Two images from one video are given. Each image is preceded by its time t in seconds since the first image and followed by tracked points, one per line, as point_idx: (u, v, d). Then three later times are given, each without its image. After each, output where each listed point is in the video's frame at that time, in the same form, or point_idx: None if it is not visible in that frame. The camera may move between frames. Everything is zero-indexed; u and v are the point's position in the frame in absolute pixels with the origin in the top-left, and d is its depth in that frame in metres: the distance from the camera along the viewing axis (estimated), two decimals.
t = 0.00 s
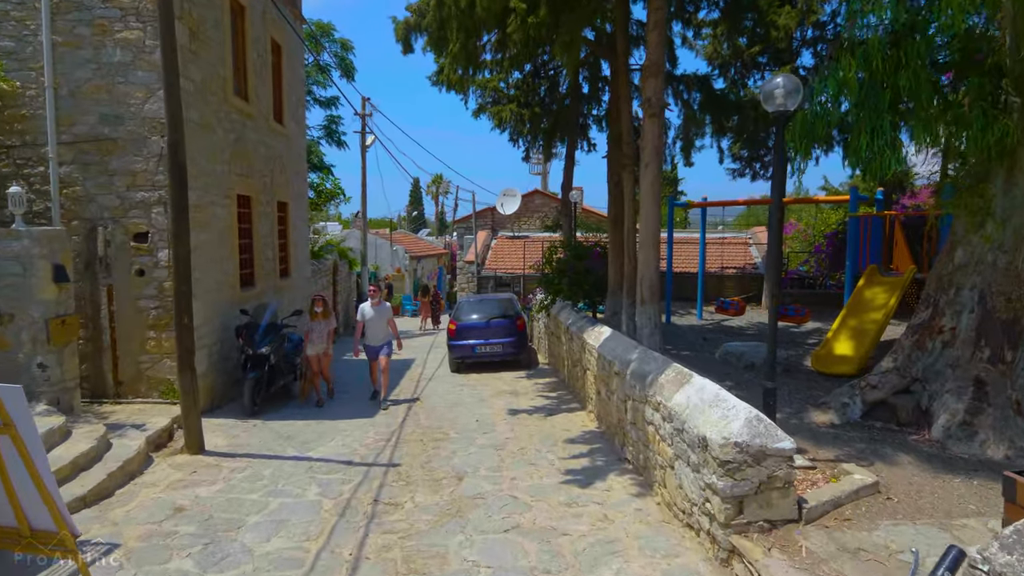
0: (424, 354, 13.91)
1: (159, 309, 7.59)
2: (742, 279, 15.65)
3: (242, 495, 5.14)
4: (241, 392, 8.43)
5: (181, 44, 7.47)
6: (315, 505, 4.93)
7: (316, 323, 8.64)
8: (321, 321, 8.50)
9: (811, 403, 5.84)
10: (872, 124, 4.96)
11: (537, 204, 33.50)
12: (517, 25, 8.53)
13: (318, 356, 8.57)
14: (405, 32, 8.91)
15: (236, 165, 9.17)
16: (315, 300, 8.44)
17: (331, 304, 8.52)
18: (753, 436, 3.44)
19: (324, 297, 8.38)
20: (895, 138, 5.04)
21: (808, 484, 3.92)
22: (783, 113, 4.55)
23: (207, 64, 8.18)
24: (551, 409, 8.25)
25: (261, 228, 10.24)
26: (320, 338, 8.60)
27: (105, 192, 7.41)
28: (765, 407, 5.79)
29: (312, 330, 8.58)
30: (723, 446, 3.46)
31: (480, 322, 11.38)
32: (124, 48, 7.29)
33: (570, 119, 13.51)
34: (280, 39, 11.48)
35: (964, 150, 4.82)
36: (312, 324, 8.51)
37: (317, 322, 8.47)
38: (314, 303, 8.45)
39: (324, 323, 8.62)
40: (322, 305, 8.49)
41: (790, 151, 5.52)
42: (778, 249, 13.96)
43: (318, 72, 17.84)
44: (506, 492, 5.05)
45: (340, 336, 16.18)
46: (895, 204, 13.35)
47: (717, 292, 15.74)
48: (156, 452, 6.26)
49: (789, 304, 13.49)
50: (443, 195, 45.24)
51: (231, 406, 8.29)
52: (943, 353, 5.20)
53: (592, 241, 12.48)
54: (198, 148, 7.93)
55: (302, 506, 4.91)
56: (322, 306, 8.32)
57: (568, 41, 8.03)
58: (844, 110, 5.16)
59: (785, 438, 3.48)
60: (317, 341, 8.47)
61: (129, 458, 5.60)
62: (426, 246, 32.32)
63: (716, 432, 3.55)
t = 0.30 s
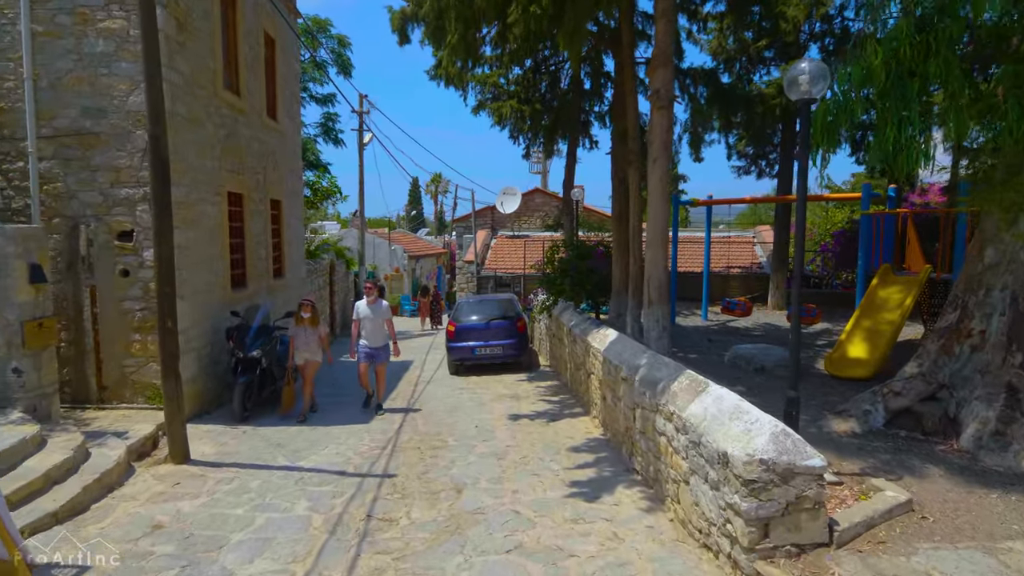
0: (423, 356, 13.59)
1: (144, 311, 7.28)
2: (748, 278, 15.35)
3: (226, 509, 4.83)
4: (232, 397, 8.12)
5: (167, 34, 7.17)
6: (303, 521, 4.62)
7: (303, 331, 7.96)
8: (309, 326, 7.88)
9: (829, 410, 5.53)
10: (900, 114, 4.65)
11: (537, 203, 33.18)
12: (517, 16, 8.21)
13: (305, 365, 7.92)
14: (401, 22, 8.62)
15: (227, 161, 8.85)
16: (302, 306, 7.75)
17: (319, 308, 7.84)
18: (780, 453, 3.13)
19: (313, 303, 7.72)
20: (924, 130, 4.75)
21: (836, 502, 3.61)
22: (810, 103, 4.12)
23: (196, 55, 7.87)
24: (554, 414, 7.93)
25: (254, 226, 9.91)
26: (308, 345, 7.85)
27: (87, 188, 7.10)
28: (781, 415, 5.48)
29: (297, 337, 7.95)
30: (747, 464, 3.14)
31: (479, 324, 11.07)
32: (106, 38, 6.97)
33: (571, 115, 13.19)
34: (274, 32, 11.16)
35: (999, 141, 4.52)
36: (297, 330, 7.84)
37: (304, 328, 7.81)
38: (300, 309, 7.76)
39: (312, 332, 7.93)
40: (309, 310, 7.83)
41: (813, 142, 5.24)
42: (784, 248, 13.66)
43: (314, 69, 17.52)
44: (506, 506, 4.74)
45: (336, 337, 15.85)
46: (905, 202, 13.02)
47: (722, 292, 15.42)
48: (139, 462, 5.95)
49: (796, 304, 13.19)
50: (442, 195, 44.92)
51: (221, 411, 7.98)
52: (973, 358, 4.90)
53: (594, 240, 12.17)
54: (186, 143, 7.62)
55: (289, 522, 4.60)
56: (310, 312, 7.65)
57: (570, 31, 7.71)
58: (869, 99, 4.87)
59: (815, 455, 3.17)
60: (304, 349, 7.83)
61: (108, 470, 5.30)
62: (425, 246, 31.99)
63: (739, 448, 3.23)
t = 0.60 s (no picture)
0: (423, 358, 13.26)
1: (128, 313, 6.95)
2: (754, 279, 15.02)
3: (207, 525, 4.50)
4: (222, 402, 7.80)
5: (150, 22, 6.86)
6: (289, 539, 4.29)
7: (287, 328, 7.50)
8: (294, 325, 7.42)
9: (852, 418, 5.20)
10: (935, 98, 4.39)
11: (539, 202, 32.84)
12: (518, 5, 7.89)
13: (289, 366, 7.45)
14: (397, 12, 8.32)
15: (216, 156, 8.53)
16: (287, 302, 7.29)
17: (306, 307, 7.36)
18: (814, 471, 2.79)
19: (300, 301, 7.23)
20: (958, 117, 4.48)
21: (872, 524, 3.30)
22: (840, 83, 3.81)
23: (182, 45, 7.56)
24: (557, 420, 7.60)
25: (246, 224, 9.58)
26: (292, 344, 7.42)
27: (69, 183, 6.78)
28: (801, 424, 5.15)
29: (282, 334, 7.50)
30: (777, 484, 2.80)
31: (479, 325, 10.75)
32: (88, 26, 6.66)
33: (574, 111, 12.87)
34: (267, 25, 10.84)
35: None
36: (280, 328, 7.36)
37: (288, 326, 7.33)
38: (285, 305, 7.31)
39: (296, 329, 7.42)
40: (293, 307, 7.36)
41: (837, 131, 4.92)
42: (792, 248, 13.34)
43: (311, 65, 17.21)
44: (509, 522, 4.42)
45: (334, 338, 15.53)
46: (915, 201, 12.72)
47: (727, 293, 15.11)
48: (119, 472, 5.62)
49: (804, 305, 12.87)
50: (442, 195, 44.60)
51: (211, 417, 7.66)
52: (1009, 363, 4.60)
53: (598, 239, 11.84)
54: (174, 137, 7.30)
55: (275, 540, 4.28)
56: (295, 309, 7.16)
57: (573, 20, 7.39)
58: (897, 83, 4.63)
59: (854, 475, 2.84)
60: (288, 348, 7.37)
61: (84, 482, 4.97)
62: (425, 246, 31.69)
63: (767, 466, 2.89)
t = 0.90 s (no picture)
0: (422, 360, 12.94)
1: (113, 315, 6.64)
2: (761, 278, 14.70)
3: (188, 545, 4.19)
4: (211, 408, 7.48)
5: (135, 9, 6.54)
6: (275, 560, 3.98)
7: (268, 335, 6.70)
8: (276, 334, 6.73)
9: (878, 427, 4.88)
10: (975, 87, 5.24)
11: (540, 200, 32.51)
12: None
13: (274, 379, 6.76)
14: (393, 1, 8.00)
15: (207, 152, 8.21)
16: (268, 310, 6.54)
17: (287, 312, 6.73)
18: (859, 497, 2.48)
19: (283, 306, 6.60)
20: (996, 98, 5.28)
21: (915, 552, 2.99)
22: (879, 65, 3.58)
23: (171, 35, 7.25)
24: (561, 426, 7.28)
25: (239, 223, 9.26)
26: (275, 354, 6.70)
27: (50, 179, 6.47)
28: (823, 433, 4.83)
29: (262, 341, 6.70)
30: (818, 512, 2.50)
31: (480, 326, 10.43)
32: (68, 14, 6.35)
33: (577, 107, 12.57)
34: (262, 18, 10.54)
35: None
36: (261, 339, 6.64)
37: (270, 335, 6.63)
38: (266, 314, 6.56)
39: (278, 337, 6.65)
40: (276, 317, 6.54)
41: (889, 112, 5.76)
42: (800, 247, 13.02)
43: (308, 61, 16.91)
44: (512, 542, 4.10)
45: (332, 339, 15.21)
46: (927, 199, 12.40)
47: (734, 293, 14.78)
48: (98, 483, 5.30)
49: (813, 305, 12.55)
50: (442, 194, 44.29)
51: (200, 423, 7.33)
52: None
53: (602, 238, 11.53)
54: (161, 130, 6.99)
55: (260, 560, 3.97)
56: (278, 316, 6.51)
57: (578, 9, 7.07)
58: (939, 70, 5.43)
59: (902, 501, 2.54)
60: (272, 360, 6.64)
61: (59, 496, 4.66)
62: (425, 246, 31.39)
63: (803, 490, 2.60)
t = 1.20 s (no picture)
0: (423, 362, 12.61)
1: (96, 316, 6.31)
2: (769, 279, 14.38)
3: (167, 566, 3.86)
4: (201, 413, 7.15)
5: None
6: None
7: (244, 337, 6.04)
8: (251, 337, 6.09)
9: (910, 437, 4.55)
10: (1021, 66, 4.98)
11: (542, 199, 32.17)
12: None
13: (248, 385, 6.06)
14: None
15: (199, 146, 7.88)
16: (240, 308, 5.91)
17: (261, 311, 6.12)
18: (922, 526, 2.16)
19: (259, 304, 6.05)
20: None
21: None
22: (930, 36, 3.32)
23: (159, 23, 6.93)
24: (567, 432, 6.94)
25: (232, 221, 8.93)
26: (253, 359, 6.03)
27: (30, 173, 6.15)
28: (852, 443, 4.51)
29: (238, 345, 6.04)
30: (874, 546, 2.17)
31: (482, 328, 10.11)
32: None
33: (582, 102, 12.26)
34: (258, 9, 10.21)
35: None
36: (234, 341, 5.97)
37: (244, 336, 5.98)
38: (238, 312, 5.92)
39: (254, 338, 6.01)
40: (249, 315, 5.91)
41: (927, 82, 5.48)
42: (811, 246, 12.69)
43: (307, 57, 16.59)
44: (518, 563, 3.77)
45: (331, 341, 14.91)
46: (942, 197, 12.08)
47: (741, 293, 14.45)
48: (76, 495, 4.98)
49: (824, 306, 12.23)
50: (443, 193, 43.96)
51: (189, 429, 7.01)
52: None
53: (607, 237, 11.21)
54: (149, 122, 6.67)
55: None
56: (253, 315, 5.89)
57: None
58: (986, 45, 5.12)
59: (971, 532, 2.21)
60: (248, 365, 5.98)
61: (31, 511, 4.33)
62: (426, 246, 31.09)
63: (855, 518, 2.28)
